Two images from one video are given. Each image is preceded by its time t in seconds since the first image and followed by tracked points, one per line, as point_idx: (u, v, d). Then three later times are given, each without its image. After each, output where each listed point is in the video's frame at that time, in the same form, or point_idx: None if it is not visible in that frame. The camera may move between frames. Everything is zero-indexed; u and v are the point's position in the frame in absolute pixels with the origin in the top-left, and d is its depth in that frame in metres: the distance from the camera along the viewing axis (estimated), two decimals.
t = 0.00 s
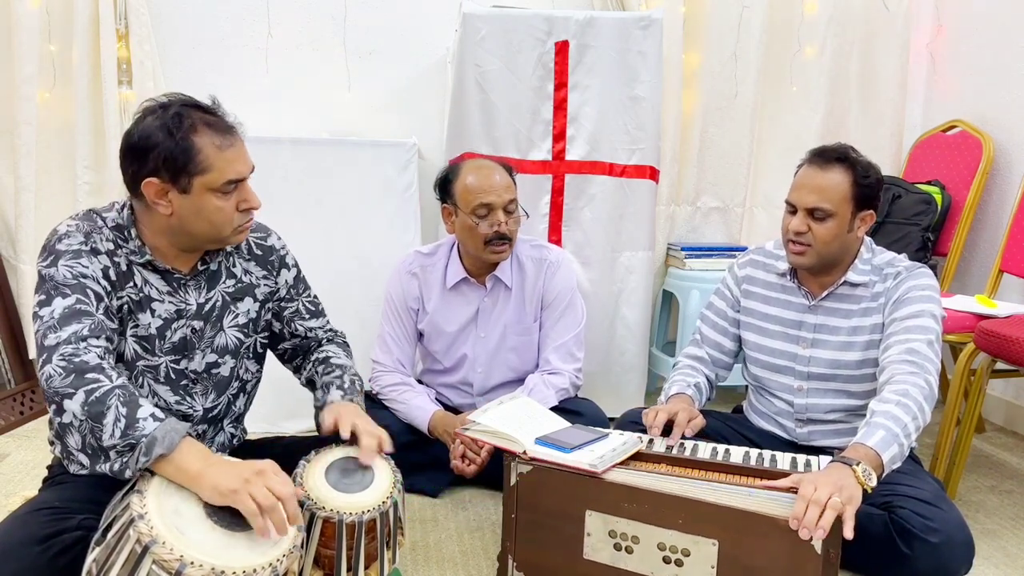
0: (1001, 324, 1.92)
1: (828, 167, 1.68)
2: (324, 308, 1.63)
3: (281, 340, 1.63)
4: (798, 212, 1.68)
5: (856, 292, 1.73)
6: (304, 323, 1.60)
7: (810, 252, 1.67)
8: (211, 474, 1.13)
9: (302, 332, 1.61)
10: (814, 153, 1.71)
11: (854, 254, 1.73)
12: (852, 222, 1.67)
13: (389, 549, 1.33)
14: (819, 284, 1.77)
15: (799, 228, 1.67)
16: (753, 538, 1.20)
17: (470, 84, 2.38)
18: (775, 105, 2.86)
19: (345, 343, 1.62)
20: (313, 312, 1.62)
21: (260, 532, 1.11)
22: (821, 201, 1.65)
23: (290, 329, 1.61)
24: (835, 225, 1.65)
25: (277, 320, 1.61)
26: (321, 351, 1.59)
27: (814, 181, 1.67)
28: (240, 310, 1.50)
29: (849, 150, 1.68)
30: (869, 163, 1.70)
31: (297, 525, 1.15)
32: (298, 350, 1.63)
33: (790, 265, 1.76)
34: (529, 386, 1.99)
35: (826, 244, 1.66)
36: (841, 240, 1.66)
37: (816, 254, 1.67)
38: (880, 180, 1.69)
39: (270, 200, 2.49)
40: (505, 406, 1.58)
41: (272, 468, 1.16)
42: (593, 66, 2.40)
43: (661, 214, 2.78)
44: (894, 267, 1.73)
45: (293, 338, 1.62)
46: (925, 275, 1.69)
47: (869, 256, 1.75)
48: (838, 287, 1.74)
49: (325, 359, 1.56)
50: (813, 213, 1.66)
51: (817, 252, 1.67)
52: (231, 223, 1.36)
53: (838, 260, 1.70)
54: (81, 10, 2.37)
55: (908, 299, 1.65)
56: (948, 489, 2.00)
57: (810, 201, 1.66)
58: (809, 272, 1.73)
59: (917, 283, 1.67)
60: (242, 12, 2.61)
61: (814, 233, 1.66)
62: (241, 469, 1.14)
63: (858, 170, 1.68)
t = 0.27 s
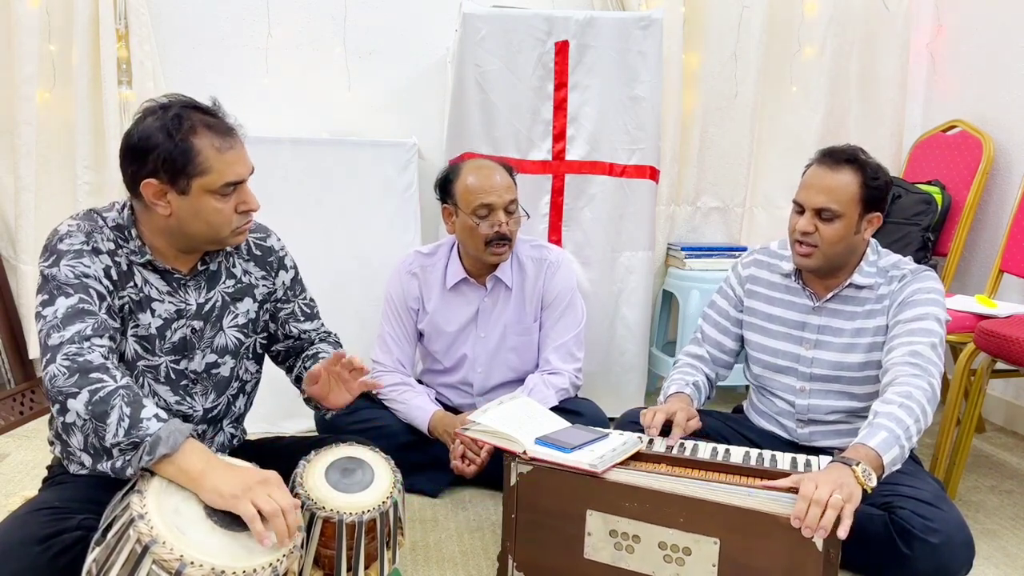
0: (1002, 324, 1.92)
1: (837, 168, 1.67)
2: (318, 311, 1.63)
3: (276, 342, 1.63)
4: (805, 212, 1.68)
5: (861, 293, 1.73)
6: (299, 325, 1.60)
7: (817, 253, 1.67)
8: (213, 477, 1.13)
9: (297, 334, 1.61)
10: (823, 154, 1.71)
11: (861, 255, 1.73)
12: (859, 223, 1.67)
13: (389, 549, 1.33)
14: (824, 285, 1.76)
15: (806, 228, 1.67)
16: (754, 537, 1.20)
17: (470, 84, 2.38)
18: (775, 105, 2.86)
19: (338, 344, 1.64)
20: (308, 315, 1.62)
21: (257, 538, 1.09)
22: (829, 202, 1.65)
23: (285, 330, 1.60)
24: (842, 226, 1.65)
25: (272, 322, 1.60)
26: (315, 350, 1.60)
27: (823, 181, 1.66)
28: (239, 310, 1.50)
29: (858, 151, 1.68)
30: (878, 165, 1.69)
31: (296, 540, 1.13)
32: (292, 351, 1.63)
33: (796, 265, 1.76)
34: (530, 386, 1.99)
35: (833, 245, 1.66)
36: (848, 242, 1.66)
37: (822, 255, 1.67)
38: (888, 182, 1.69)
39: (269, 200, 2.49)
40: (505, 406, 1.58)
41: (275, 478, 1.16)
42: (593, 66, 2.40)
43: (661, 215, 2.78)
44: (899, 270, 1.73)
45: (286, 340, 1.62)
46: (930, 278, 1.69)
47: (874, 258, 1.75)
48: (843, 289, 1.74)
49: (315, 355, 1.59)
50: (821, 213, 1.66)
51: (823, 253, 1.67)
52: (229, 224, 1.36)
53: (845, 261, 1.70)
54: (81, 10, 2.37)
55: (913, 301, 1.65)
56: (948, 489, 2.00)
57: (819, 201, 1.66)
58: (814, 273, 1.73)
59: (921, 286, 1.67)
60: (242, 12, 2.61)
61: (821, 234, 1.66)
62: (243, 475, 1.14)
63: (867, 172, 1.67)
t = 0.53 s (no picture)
0: (1002, 324, 1.92)
1: (840, 168, 1.67)
2: (325, 301, 1.64)
3: (282, 336, 1.64)
4: (808, 212, 1.68)
5: (862, 293, 1.73)
6: (303, 317, 1.61)
7: (819, 253, 1.67)
8: (212, 479, 1.13)
9: (301, 326, 1.61)
10: (825, 154, 1.71)
11: (862, 255, 1.73)
12: (862, 223, 1.67)
13: (389, 549, 1.33)
14: (825, 285, 1.76)
15: (808, 228, 1.67)
16: (753, 538, 1.20)
17: (470, 84, 2.38)
18: (775, 105, 2.86)
19: (344, 335, 1.63)
20: (313, 306, 1.62)
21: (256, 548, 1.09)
22: (833, 201, 1.65)
23: (289, 323, 1.61)
24: (844, 226, 1.65)
25: (275, 316, 1.61)
26: (320, 344, 1.60)
27: (826, 181, 1.66)
28: (239, 307, 1.50)
29: (860, 150, 1.68)
30: (881, 164, 1.69)
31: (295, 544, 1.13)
32: (300, 345, 1.64)
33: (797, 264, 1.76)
34: (530, 386, 1.99)
35: (835, 245, 1.66)
36: (851, 242, 1.66)
37: (824, 254, 1.67)
38: (890, 182, 1.69)
39: (269, 200, 2.49)
40: (505, 406, 1.58)
41: (274, 483, 1.16)
42: (593, 66, 2.40)
43: (661, 215, 2.78)
44: (900, 270, 1.73)
45: (293, 333, 1.63)
46: (931, 278, 1.69)
47: (875, 258, 1.75)
48: (845, 289, 1.74)
49: (319, 351, 1.58)
50: (823, 213, 1.66)
51: (826, 253, 1.66)
52: (226, 223, 1.36)
53: (846, 261, 1.70)
54: (81, 10, 2.38)
55: (914, 301, 1.65)
56: (948, 489, 2.00)
57: (821, 201, 1.66)
58: (816, 273, 1.73)
59: (922, 287, 1.67)
60: (242, 11, 2.61)
61: (823, 234, 1.66)
62: (242, 479, 1.14)
63: (869, 172, 1.67)
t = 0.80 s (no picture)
0: (1002, 324, 1.92)
1: (836, 171, 1.67)
2: (323, 306, 1.63)
3: (284, 338, 1.64)
4: (806, 215, 1.68)
5: (860, 294, 1.73)
6: (305, 321, 1.60)
7: (818, 256, 1.67)
8: (203, 469, 1.13)
9: (303, 330, 1.61)
10: (822, 156, 1.71)
11: (861, 256, 1.73)
12: (860, 224, 1.67)
13: (389, 549, 1.33)
14: (824, 286, 1.76)
15: (807, 232, 1.67)
16: (755, 535, 1.21)
17: (470, 84, 2.38)
18: (775, 105, 2.86)
19: (347, 339, 1.62)
20: (313, 310, 1.62)
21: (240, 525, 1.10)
22: (830, 205, 1.65)
23: (291, 327, 1.61)
24: (843, 229, 1.65)
25: (278, 318, 1.61)
26: (325, 346, 1.60)
27: (824, 183, 1.66)
28: (239, 309, 1.50)
29: (857, 152, 1.67)
30: (877, 165, 1.69)
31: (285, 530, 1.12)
32: (300, 347, 1.64)
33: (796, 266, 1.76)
34: (529, 386, 1.99)
35: (834, 248, 1.65)
36: (849, 244, 1.66)
37: (823, 257, 1.67)
38: (888, 183, 1.69)
39: (269, 200, 2.49)
40: (505, 407, 1.58)
41: (264, 472, 1.17)
42: (593, 66, 2.39)
43: (661, 215, 2.78)
44: (899, 270, 1.73)
45: (294, 336, 1.62)
46: (930, 277, 1.69)
47: (873, 258, 1.75)
48: (844, 290, 1.74)
49: (328, 352, 1.58)
50: (822, 216, 1.66)
51: (825, 255, 1.66)
52: (226, 223, 1.36)
53: (845, 263, 1.69)
54: (81, 10, 2.37)
55: (913, 301, 1.65)
56: (948, 489, 2.00)
57: (819, 204, 1.66)
58: (814, 275, 1.73)
59: (922, 286, 1.67)
60: (242, 11, 2.61)
61: (822, 237, 1.66)
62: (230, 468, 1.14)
63: (866, 173, 1.67)
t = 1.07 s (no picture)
0: (1002, 324, 1.92)
1: (831, 175, 1.66)
2: (326, 303, 1.63)
3: (285, 336, 1.64)
4: (802, 218, 1.68)
5: (858, 293, 1.73)
6: (304, 319, 1.60)
7: (816, 259, 1.67)
8: (208, 467, 1.15)
9: (303, 328, 1.61)
10: (817, 159, 1.70)
11: (857, 258, 1.73)
12: (856, 226, 1.67)
13: (389, 549, 1.33)
14: (821, 287, 1.76)
15: (803, 235, 1.67)
16: (751, 538, 1.20)
17: (470, 84, 2.38)
18: (775, 104, 2.86)
19: (347, 340, 1.62)
20: (315, 307, 1.61)
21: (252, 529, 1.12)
22: (825, 208, 1.64)
23: (291, 325, 1.61)
24: (839, 232, 1.65)
25: (277, 317, 1.61)
26: (323, 349, 1.60)
27: (818, 188, 1.65)
28: (237, 307, 1.50)
29: (850, 154, 1.67)
30: (872, 167, 1.68)
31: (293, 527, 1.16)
32: (302, 346, 1.64)
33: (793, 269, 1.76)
34: (529, 386, 1.99)
35: (831, 250, 1.65)
36: (846, 246, 1.66)
37: (821, 261, 1.67)
38: (883, 184, 1.68)
39: (269, 200, 2.49)
40: (505, 407, 1.58)
41: (270, 471, 1.18)
42: (593, 66, 2.40)
43: (661, 215, 2.78)
44: (897, 269, 1.72)
45: (295, 334, 1.62)
46: (927, 276, 1.69)
47: (872, 258, 1.75)
48: (842, 290, 1.74)
49: (323, 358, 1.57)
50: (817, 219, 1.66)
51: (822, 259, 1.67)
52: (217, 228, 1.35)
53: (842, 265, 1.70)
54: (81, 10, 2.37)
55: (911, 299, 1.65)
56: (948, 489, 2.00)
57: (814, 207, 1.65)
58: (812, 278, 1.73)
59: (920, 284, 1.67)
60: (242, 11, 2.61)
61: (818, 240, 1.66)
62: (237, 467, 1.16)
63: (860, 174, 1.66)
